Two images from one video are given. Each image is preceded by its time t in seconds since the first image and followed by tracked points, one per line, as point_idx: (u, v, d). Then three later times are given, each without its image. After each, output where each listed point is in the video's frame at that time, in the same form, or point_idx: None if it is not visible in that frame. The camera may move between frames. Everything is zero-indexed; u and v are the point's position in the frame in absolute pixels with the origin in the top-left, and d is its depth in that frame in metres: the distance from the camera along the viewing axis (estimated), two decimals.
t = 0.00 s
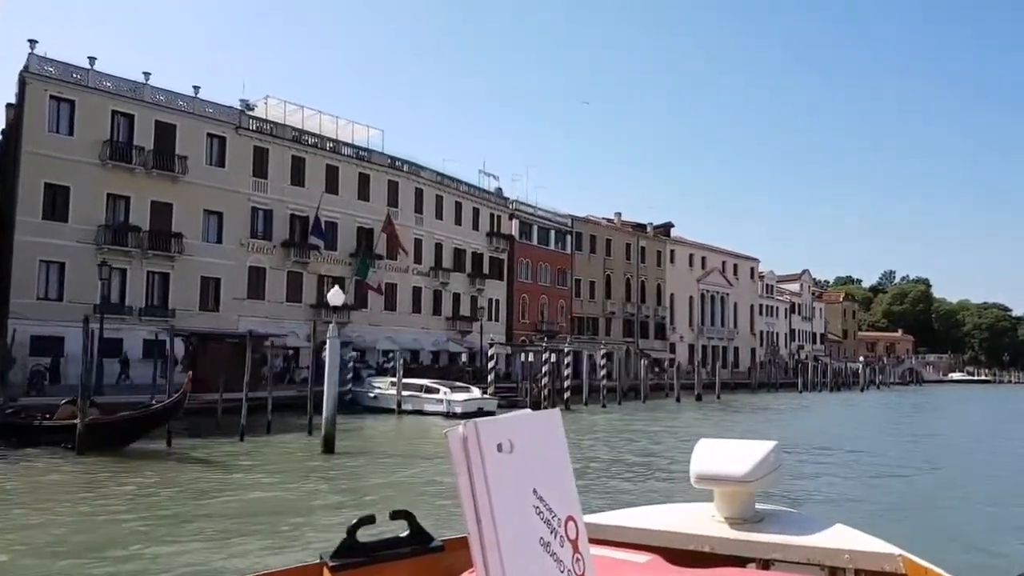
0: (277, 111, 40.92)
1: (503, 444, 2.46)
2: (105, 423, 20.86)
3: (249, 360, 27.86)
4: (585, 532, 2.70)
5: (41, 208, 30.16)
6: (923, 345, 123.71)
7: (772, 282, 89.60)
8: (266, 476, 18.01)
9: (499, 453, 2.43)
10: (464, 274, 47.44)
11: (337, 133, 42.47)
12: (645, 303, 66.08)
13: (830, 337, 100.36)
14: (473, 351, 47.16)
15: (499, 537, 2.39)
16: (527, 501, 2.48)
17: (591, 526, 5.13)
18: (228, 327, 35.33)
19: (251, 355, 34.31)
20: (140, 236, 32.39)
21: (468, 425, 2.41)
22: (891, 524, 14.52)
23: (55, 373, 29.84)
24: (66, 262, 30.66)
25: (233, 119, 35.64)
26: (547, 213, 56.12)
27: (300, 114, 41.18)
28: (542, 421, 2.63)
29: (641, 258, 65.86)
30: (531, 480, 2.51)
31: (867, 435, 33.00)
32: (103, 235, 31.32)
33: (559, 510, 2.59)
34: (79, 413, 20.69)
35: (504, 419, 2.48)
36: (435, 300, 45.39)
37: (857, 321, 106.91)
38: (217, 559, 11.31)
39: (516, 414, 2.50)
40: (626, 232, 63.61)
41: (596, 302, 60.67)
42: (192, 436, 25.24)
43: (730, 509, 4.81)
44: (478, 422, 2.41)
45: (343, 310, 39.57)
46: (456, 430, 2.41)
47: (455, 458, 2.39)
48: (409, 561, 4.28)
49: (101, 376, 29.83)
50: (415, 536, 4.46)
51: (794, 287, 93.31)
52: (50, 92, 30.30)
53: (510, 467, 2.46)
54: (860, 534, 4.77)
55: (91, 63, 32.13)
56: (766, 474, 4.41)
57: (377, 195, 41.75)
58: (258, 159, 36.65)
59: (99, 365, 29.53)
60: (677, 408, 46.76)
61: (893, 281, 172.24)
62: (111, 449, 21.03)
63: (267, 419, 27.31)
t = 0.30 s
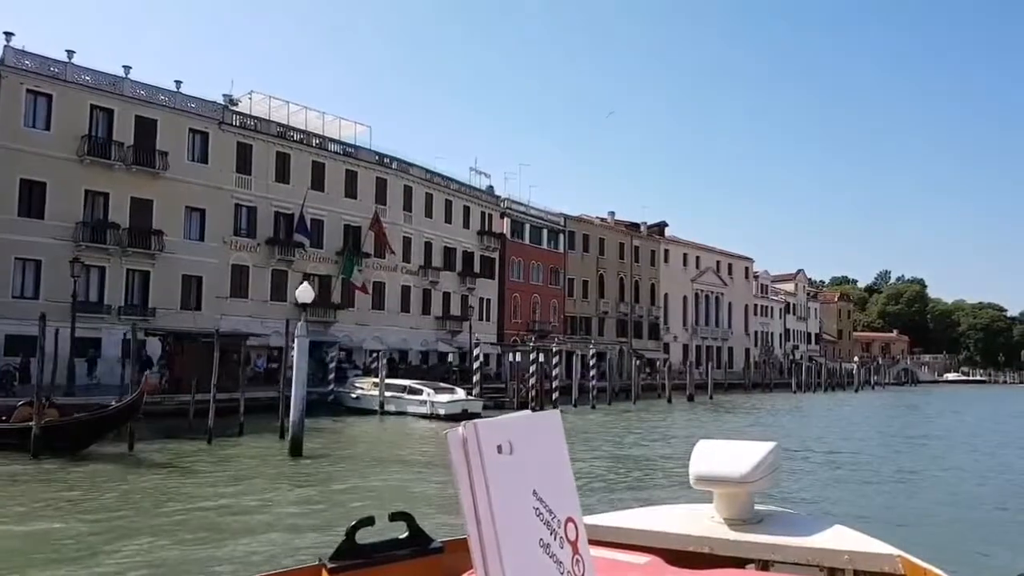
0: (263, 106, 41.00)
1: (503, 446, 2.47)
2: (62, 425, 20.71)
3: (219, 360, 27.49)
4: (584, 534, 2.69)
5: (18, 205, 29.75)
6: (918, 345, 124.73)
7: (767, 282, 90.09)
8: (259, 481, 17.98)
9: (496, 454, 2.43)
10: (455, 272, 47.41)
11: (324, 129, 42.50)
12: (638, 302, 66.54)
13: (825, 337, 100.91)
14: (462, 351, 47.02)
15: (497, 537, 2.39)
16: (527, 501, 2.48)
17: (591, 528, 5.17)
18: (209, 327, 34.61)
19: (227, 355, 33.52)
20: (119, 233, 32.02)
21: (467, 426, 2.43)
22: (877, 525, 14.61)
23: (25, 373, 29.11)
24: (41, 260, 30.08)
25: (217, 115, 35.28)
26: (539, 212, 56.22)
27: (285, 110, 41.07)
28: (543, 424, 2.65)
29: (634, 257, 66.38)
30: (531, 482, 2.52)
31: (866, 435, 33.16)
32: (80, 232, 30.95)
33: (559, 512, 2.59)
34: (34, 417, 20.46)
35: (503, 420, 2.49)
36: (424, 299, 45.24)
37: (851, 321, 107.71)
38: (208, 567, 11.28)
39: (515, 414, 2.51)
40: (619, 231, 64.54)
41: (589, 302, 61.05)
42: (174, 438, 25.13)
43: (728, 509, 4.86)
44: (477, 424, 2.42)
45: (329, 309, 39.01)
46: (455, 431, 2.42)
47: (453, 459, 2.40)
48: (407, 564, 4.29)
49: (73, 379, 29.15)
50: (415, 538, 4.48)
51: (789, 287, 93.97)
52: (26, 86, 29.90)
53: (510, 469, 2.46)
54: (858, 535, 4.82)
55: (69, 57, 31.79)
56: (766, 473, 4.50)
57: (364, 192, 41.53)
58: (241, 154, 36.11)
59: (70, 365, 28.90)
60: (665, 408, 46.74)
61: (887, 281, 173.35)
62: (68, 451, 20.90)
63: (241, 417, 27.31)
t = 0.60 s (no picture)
0: (242, 100, 40.60)
1: (497, 447, 2.46)
2: (7, 429, 20.30)
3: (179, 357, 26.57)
4: (578, 534, 2.69)
5: None
6: (908, 346, 125.70)
7: (757, 282, 90.33)
8: (244, 480, 17.86)
9: (490, 454, 2.42)
10: (441, 271, 47.14)
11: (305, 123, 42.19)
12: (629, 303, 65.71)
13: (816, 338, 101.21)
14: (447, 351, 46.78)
15: (491, 538, 2.38)
16: (522, 502, 2.47)
17: (585, 528, 5.19)
18: (187, 325, 34.46)
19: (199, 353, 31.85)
20: (91, 230, 31.50)
21: (462, 427, 2.42)
22: (862, 526, 14.66)
23: None
24: (10, 257, 29.63)
25: (193, 108, 34.81)
26: (528, 210, 55.53)
27: (264, 104, 40.66)
28: (537, 425, 2.64)
29: (625, 257, 66.09)
30: (526, 484, 2.51)
31: (862, 437, 33.20)
32: (51, 229, 30.43)
33: (554, 511, 2.58)
34: None
35: (500, 421, 2.48)
36: (408, 298, 44.96)
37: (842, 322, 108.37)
38: (194, 560, 11.23)
39: (509, 417, 2.49)
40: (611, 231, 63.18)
41: (579, 302, 60.80)
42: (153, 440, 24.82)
43: (723, 511, 4.90)
44: (472, 424, 2.41)
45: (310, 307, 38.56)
46: (450, 432, 2.41)
47: (447, 458, 2.39)
48: (403, 565, 4.27)
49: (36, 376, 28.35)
50: (409, 540, 4.44)
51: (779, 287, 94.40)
52: None
53: (502, 469, 2.45)
54: (852, 535, 4.84)
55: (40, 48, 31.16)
56: (758, 475, 4.54)
57: (347, 188, 41.24)
58: (218, 149, 35.79)
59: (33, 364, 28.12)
60: (650, 408, 46.59)
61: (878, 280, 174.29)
62: (14, 455, 20.51)
63: (207, 421, 27.01)
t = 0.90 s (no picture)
0: (212, 93, 40.04)
1: (488, 448, 2.47)
2: None
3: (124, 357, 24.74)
4: (568, 535, 2.69)
5: None
6: (890, 346, 127.35)
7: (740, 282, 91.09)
8: (219, 482, 17.72)
9: (481, 455, 2.43)
10: (420, 269, 46.93)
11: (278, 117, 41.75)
12: (612, 302, 66.83)
13: (797, 338, 102.11)
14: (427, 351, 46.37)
15: (481, 534, 2.39)
16: (512, 502, 2.48)
17: (575, 527, 5.22)
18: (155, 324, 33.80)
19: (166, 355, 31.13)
20: (51, 225, 30.88)
21: (452, 428, 2.43)
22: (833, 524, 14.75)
23: None
24: None
25: (161, 101, 34.25)
26: (510, 209, 56.24)
27: (236, 97, 40.15)
28: (527, 427, 2.64)
29: (608, 256, 66.40)
30: (517, 484, 2.52)
31: (849, 437, 33.39)
32: (12, 224, 29.87)
33: (543, 512, 2.59)
34: None
35: (488, 421, 2.49)
36: (386, 296, 44.62)
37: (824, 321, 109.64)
38: (172, 569, 11.11)
39: (499, 419, 2.51)
40: (594, 230, 64.49)
41: (561, 301, 60.93)
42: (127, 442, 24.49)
43: (712, 510, 4.95)
44: (462, 426, 2.42)
45: (281, 306, 38.02)
46: (441, 433, 2.42)
47: (438, 460, 2.39)
48: (391, 566, 4.22)
49: None
50: (398, 541, 4.40)
51: (762, 287, 95.31)
52: None
53: (494, 471, 2.46)
54: (839, 535, 4.88)
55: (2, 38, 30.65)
56: (745, 475, 4.58)
57: (322, 184, 40.85)
58: (188, 143, 35.18)
59: None
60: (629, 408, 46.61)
61: (860, 281, 176.51)
62: None
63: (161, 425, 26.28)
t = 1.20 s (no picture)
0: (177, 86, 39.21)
1: (473, 448, 2.47)
2: None
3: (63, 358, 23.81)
4: (552, 535, 2.68)
5: None
6: (865, 346, 129.36)
7: (718, 282, 91.75)
8: (187, 484, 17.47)
9: (466, 455, 2.43)
10: (393, 268, 46.53)
11: (245, 112, 40.96)
12: (591, 301, 67.01)
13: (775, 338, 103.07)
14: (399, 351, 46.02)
15: (466, 533, 2.39)
16: (498, 503, 2.48)
17: (559, 527, 5.23)
18: (114, 324, 32.92)
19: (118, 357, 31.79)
20: (6, 220, 30.16)
21: (438, 427, 2.43)
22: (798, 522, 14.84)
23: None
24: None
25: (122, 94, 33.29)
26: (487, 207, 55.90)
27: (201, 91, 39.28)
28: (514, 426, 2.64)
29: (586, 255, 66.43)
30: (502, 485, 2.52)
31: (832, 437, 33.61)
32: None
33: (529, 511, 2.59)
34: None
35: (474, 422, 2.49)
36: (358, 295, 44.13)
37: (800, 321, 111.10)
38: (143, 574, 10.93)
39: (484, 419, 2.51)
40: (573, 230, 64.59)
41: (539, 301, 60.72)
42: (97, 445, 24.14)
43: (695, 509, 4.96)
44: (448, 425, 2.42)
45: (247, 304, 36.93)
46: (426, 433, 2.41)
47: (423, 459, 2.38)
48: (375, 567, 4.17)
49: None
50: (382, 541, 4.35)
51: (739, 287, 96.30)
52: None
53: (481, 470, 2.46)
54: (819, 533, 4.93)
55: None
56: (727, 474, 4.60)
57: (290, 179, 40.13)
58: (150, 137, 34.27)
59: None
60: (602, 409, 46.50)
61: (839, 283, 178.75)
62: None
63: (104, 429, 25.54)
